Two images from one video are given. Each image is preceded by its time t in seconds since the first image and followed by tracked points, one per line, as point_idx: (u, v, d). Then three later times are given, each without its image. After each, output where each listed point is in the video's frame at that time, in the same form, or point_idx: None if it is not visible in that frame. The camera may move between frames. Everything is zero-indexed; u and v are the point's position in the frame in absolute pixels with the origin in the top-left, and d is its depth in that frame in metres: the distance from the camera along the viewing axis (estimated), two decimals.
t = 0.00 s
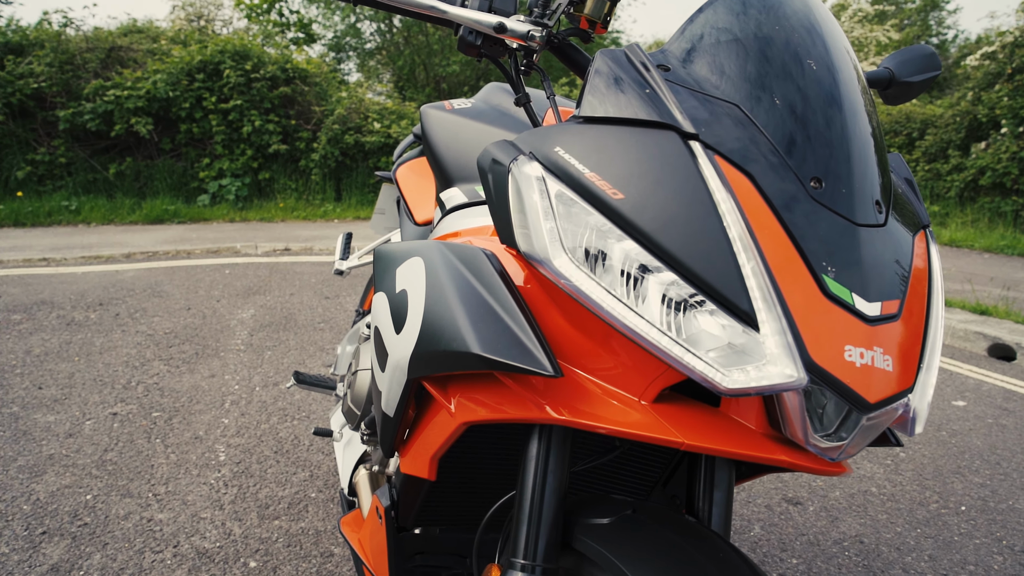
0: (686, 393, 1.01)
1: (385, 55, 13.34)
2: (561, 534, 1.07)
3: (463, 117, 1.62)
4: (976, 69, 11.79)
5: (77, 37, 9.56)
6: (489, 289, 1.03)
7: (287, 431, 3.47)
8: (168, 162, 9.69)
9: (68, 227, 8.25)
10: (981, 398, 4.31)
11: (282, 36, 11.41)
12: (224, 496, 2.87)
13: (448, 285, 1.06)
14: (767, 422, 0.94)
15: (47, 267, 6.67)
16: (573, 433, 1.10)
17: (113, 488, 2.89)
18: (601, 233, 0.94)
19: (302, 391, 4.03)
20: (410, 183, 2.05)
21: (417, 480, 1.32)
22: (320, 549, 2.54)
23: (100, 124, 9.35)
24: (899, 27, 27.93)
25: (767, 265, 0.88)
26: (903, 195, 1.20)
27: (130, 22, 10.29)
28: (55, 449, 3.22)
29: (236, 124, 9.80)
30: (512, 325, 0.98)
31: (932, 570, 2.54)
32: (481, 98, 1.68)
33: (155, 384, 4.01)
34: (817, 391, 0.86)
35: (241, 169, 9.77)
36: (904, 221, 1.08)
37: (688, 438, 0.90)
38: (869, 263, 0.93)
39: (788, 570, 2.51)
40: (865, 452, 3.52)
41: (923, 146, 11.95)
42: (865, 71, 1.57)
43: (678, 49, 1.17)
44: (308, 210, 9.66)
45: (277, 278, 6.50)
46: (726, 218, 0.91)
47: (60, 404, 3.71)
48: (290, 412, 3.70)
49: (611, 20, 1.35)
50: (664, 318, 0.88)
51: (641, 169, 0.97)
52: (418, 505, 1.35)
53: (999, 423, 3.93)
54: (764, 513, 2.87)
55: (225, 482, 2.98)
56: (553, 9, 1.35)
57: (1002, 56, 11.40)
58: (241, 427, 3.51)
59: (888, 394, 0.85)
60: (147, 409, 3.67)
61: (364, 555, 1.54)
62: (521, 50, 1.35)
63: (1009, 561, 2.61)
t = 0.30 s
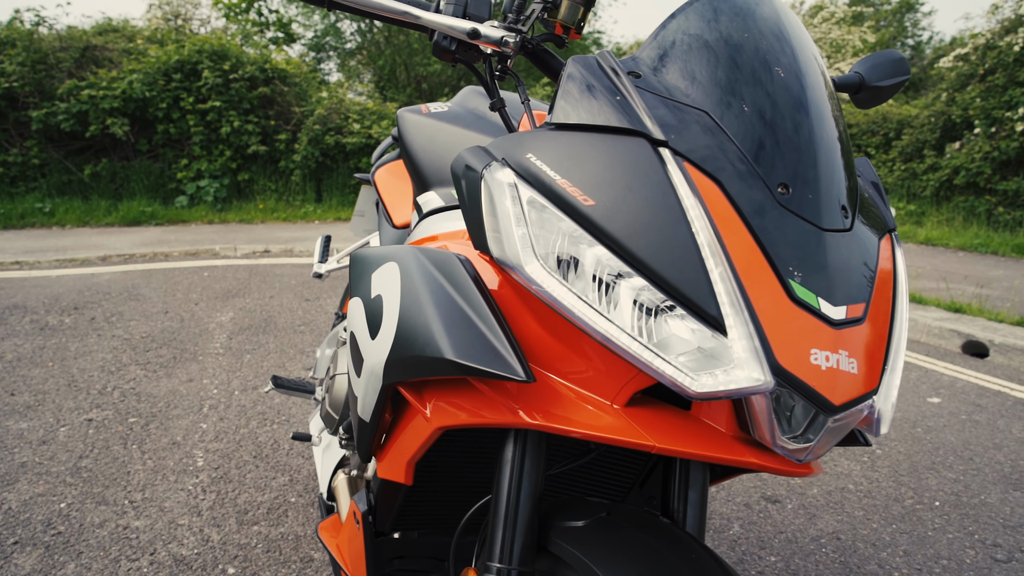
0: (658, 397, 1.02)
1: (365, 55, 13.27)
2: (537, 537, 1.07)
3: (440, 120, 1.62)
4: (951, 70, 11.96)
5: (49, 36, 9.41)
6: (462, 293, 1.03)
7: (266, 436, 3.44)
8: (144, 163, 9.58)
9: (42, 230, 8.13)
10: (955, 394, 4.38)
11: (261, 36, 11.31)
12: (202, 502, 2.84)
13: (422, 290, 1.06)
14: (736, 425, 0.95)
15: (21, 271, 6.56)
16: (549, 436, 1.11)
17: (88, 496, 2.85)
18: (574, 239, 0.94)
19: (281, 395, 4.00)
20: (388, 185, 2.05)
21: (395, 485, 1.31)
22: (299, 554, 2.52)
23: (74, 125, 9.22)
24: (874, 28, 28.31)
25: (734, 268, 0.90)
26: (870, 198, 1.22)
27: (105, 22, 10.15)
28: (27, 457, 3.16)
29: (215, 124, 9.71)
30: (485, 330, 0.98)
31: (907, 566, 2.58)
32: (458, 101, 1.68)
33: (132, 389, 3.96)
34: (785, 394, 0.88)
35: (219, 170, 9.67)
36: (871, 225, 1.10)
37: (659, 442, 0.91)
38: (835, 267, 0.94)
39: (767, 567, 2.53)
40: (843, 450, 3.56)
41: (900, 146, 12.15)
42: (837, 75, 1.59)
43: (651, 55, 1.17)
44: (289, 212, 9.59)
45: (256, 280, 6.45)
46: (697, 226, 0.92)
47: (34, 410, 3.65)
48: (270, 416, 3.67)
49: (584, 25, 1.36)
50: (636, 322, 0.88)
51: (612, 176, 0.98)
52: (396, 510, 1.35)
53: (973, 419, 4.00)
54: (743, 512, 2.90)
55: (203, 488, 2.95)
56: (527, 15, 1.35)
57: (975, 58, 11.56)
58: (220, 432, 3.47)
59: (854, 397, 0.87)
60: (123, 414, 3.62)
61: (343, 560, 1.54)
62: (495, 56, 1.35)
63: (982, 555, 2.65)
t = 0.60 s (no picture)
0: (617, 399, 1.04)
1: (349, 55, 13.23)
2: (501, 536, 1.09)
3: (412, 125, 1.64)
4: (930, 72, 12.09)
5: (27, 35, 9.31)
6: (427, 298, 1.04)
7: (247, 438, 3.44)
8: (125, 164, 9.50)
9: (21, 232, 8.04)
10: (931, 392, 4.45)
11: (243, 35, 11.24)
12: (181, 506, 2.83)
13: (388, 294, 1.08)
14: (690, 425, 0.98)
15: None
16: (512, 436, 1.13)
17: (65, 500, 2.84)
18: (533, 246, 0.96)
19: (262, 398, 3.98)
20: (365, 187, 2.06)
21: (367, 486, 1.33)
22: (277, 557, 2.53)
23: (53, 126, 9.12)
24: (857, 30, 28.63)
25: (686, 273, 0.92)
26: (823, 203, 1.25)
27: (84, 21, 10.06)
28: (3, 462, 3.14)
29: (197, 125, 9.65)
30: (447, 334, 1.00)
31: (879, 561, 2.62)
32: (431, 106, 1.70)
33: (111, 392, 3.94)
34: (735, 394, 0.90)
35: (201, 172, 9.61)
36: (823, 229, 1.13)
37: (615, 442, 0.93)
38: (784, 271, 0.97)
39: (742, 564, 2.57)
40: (820, 447, 3.61)
41: (880, 146, 12.34)
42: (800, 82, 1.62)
43: (613, 63, 1.20)
44: (272, 213, 9.56)
45: (239, 282, 6.43)
46: (650, 232, 0.95)
47: (11, 415, 3.63)
48: (250, 419, 3.66)
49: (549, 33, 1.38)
50: (590, 327, 0.90)
51: (570, 183, 1.00)
52: (368, 510, 1.36)
53: (947, 416, 4.07)
54: (720, 510, 2.94)
55: (182, 491, 2.94)
56: (493, 23, 1.37)
57: (952, 60, 11.66)
58: (200, 434, 3.46)
59: (801, 397, 0.89)
60: (101, 418, 3.60)
61: (317, 561, 1.55)
62: (462, 63, 1.37)
63: (951, 550, 2.71)
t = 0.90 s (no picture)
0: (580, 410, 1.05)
1: (342, 56, 13.23)
2: (468, 546, 1.09)
3: (388, 135, 1.64)
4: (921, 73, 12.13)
5: (17, 37, 9.28)
6: (393, 311, 1.05)
7: (234, 443, 3.44)
8: (117, 166, 9.48)
9: (11, 234, 8.02)
10: (918, 394, 4.48)
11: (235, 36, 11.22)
12: (166, 511, 2.84)
13: (356, 306, 1.09)
14: (649, 437, 0.99)
15: None
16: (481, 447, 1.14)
17: (50, 506, 2.84)
18: (494, 260, 0.97)
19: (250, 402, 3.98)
20: (347, 193, 2.07)
21: (341, 495, 1.33)
22: (261, 562, 2.53)
23: (44, 128, 9.09)
24: (850, 30, 28.70)
25: (643, 287, 0.93)
26: (785, 215, 1.27)
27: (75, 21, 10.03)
28: None
29: (188, 127, 9.63)
30: (411, 348, 1.01)
31: (861, 563, 2.64)
32: (408, 115, 1.71)
33: (99, 397, 3.94)
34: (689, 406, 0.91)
35: (193, 173, 9.58)
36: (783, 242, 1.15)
37: (574, 454, 0.94)
38: (740, 285, 0.99)
39: (724, 567, 2.59)
40: (806, 449, 3.63)
41: (872, 148, 12.42)
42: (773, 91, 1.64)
43: (580, 75, 1.21)
44: (265, 214, 9.56)
45: (230, 285, 6.43)
46: (607, 249, 0.96)
47: None
48: (238, 423, 3.67)
49: (520, 45, 1.40)
50: (548, 340, 0.92)
51: (534, 198, 1.02)
52: (343, 518, 1.36)
53: (933, 417, 4.10)
54: (704, 513, 2.96)
55: (169, 496, 2.95)
56: (463, 36, 1.39)
57: (943, 61, 11.64)
58: (187, 439, 3.47)
59: (756, 410, 0.91)
60: (89, 423, 3.60)
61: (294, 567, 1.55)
62: (433, 75, 1.39)
63: (933, 551, 2.73)
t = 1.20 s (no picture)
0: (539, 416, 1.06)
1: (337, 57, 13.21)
2: (430, 552, 1.10)
3: (362, 139, 1.64)
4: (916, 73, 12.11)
5: (11, 38, 9.27)
6: (354, 317, 1.06)
7: (221, 446, 3.44)
8: (111, 167, 9.48)
9: (5, 236, 8.02)
10: (908, 395, 4.48)
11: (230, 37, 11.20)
12: (152, 514, 2.83)
13: (318, 311, 1.09)
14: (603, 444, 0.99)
15: None
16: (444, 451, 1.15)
17: (36, 510, 2.84)
18: (451, 270, 1.00)
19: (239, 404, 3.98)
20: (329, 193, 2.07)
21: (311, 499, 1.33)
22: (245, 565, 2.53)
23: (38, 129, 9.08)
24: (847, 29, 28.67)
25: (591, 294, 0.96)
26: (745, 221, 1.28)
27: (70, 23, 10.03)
28: None
29: (183, 128, 9.62)
30: (368, 356, 1.01)
31: (845, 566, 2.65)
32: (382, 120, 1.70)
33: (88, 400, 3.93)
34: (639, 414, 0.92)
35: (188, 175, 9.57)
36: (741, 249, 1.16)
37: (527, 460, 0.95)
38: (693, 291, 1.00)
39: (708, 570, 2.60)
40: (794, 451, 3.63)
41: (868, 147, 12.43)
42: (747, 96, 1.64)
43: (545, 81, 1.22)
44: (259, 216, 9.55)
45: (223, 287, 6.43)
46: (558, 258, 0.98)
47: None
48: (226, 425, 3.67)
49: (486, 52, 1.45)
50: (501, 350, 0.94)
51: (491, 207, 1.04)
52: (313, 523, 1.36)
53: (922, 419, 4.10)
54: (690, 515, 2.96)
55: (155, 499, 2.95)
56: (429, 43, 1.41)
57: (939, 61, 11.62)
58: (175, 442, 3.47)
59: (706, 416, 0.92)
60: (77, 426, 3.60)
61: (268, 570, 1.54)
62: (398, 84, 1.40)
63: (916, 553, 2.74)
